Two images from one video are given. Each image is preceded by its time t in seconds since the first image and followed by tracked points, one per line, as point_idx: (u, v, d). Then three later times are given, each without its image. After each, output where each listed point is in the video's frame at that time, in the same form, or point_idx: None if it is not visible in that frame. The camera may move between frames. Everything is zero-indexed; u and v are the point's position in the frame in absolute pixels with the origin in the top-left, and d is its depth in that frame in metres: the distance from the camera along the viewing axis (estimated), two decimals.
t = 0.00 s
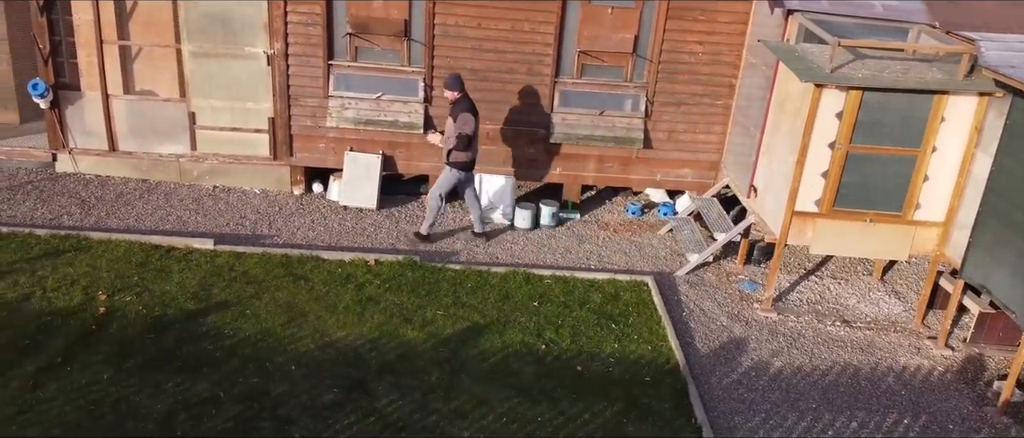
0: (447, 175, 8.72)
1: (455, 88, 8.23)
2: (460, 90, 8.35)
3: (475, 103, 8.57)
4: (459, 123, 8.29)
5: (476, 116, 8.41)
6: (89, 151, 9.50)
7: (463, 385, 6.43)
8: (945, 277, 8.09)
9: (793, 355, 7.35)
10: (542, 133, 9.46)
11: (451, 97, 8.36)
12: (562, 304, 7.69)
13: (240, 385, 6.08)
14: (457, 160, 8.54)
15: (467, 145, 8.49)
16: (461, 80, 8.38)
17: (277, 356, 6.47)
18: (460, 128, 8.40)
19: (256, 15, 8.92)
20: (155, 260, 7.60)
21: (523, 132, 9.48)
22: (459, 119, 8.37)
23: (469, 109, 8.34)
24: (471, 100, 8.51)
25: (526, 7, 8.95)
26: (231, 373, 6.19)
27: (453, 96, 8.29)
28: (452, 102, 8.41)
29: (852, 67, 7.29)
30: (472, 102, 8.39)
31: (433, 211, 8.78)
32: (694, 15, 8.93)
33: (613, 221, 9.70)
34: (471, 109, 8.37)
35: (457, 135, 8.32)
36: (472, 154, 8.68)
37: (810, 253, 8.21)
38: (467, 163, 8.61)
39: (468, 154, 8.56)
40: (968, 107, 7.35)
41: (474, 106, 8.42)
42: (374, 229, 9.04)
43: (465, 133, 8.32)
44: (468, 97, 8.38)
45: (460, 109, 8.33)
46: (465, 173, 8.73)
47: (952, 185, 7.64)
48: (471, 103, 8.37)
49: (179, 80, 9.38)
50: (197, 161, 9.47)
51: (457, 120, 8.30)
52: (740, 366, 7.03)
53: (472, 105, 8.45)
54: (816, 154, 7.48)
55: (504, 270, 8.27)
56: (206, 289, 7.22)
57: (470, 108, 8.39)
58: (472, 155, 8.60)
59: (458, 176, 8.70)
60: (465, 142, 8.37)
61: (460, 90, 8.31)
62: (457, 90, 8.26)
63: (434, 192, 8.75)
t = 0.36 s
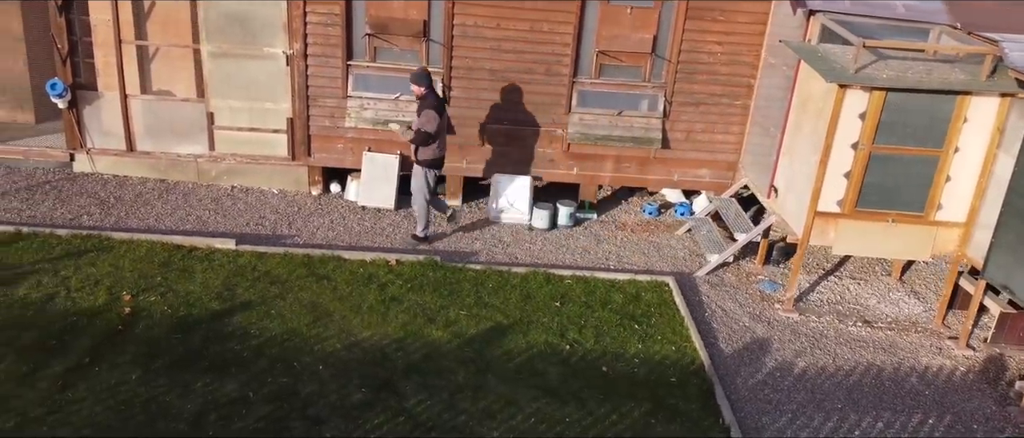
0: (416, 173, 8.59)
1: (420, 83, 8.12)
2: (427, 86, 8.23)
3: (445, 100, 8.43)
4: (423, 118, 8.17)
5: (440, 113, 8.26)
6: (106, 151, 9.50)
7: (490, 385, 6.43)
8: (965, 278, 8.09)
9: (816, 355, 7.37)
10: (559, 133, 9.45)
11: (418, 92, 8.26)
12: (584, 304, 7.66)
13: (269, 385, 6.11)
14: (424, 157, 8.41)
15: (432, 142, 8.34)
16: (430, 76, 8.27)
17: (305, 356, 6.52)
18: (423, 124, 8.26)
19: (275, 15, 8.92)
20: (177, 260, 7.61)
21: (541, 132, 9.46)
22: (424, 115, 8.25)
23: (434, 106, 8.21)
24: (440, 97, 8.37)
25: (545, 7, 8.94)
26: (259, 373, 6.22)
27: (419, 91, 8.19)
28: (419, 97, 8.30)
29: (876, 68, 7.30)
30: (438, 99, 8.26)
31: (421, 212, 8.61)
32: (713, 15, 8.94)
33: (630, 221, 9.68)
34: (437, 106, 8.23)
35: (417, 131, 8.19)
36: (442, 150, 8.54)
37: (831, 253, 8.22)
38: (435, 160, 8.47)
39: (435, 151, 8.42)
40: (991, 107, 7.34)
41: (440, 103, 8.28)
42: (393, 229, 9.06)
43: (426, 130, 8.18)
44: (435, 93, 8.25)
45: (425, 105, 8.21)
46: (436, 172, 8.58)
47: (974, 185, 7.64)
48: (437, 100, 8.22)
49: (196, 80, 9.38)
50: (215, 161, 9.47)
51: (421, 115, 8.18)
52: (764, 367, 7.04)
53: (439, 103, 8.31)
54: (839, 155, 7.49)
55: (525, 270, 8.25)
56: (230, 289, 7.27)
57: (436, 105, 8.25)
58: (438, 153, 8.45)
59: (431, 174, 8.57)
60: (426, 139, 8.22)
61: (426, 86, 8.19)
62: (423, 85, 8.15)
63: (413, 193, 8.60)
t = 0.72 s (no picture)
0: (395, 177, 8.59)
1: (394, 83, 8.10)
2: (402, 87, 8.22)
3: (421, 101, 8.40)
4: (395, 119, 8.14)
5: (414, 114, 8.23)
6: (126, 153, 9.50)
7: (518, 388, 6.42)
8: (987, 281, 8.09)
9: (841, 358, 7.38)
10: (578, 135, 9.46)
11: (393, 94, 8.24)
12: (607, 307, 7.64)
13: (299, 388, 6.13)
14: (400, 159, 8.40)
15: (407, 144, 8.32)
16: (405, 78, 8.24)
17: (333, 359, 6.56)
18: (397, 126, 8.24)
19: (296, 16, 8.93)
20: (201, 262, 7.64)
21: (560, 134, 9.46)
22: (397, 116, 8.23)
23: (407, 107, 8.17)
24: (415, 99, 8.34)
25: (565, 9, 8.94)
26: (288, 376, 6.25)
27: (394, 92, 8.17)
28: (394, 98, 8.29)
29: (900, 71, 7.30)
30: (413, 101, 8.22)
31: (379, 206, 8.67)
32: (733, 18, 8.94)
33: (648, 223, 9.66)
34: (411, 108, 8.20)
35: (390, 133, 8.16)
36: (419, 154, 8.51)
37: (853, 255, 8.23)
38: (412, 164, 8.44)
39: (412, 154, 8.40)
40: (1014, 111, 7.33)
41: (415, 105, 8.25)
42: (413, 232, 9.16)
43: (398, 131, 8.14)
44: (409, 95, 8.22)
45: (399, 106, 8.18)
46: (413, 176, 8.57)
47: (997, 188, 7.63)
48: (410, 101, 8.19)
49: (215, 82, 9.43)
50: (234, 163, 9.47)
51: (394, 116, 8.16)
52: (790, 370, 7.06)
53: (414, 105, 8.27)
54: (863, 158, 7.49)
55: (546, 273, 8.21)
56: (255, 292, 7.32)
57: (410, 107, 8.22)
58: (413, 156, 8.42)
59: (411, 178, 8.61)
60: (398, 140, 8.18)
61: (402, 87, 8.16)
62: (397, 86, 8.13)
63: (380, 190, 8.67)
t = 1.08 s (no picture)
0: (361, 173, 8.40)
1: (369, 81, 7.90)
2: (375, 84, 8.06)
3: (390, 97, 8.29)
4: (375, 116, 8.00)
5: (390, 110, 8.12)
6: (148, 157, 9.53)
7: (553, 394, 6.42)
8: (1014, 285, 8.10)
9: (871, 363, 7.40)
10: (601, 139, 9.44)
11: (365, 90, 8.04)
12: (636, 312, 7.64)
13: (335, 394, 6.16)
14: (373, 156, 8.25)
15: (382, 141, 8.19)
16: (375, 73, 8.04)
17: (368, 363, 6.58)
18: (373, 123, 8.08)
19: (321, 19, 8.94)
20: (230, 266, 7.71)
21: (583, 138, 9.45)
22: (373, 114, 8.07)
23: (383, 103, 8.05)
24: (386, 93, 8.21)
25: (589, 13, 8.92)
26: (325, 381, 6.28)
27: (367, 89, 7.98)
28: (367, 96, 8.12)
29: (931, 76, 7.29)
30: (386, 95, 8.10)
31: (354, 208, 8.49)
32: (758, 21, 8.94)
33: (670, 226, 9.66)
34: (386, 104, 8.09)
35: (371, 131, 8.01)
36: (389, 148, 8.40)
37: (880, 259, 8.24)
38: (384, 159, 8.33)
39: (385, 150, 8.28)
40: None
41: (388, 99, 8.13)
42: (438, 235, 9.21)
43: (379, 128, 8.02)
44: (382, 90, 8.08)
45: (374, 103, 8.03)
46: (380, 171, 8.41)
47: None
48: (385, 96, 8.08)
49: (237, 86, 9.40)
50: (258, 166, 9.51)
51: (371, 114, 8.00)
52: (822, 375, 7.09)
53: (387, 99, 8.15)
54: (893, 163, 7.50)
55: (573, 276, 8.19)
56: (286, 297, 7.38)
57: (385, 102, 8.09)
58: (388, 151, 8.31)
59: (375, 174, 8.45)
60: (379, 137, 8.06)
61: (375, 83, 7.97)
62: (372, 83, 7.97)
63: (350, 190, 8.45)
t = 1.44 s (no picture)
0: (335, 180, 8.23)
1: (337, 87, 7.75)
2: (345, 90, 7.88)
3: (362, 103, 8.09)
4: (343, 124, 7.80)
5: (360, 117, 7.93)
6: (173, 161, 9.53)
7: (591, 401, 6.42)
8: None
9: (903, 368, 7.42)
10: (626, 143, 9.44)
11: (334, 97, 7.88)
12: (668, 317, 7.64)
13: (375, 400, 6.18)
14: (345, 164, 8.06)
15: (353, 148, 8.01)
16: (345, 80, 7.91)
17: (405, 369, 6.60)
18: (342, 131, 7.89)
19: (348, 24, 9.03)
20: (262, 271, 7.76)
21: (608, 142, 9.45)
22: (343, 121, 7.89)
23: (353, 111, 7.86)
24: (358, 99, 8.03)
25: (616, 17, 8.91)
26: (364, 387, 6.31)
27: (337, 96, 7.82)
28: (336, 102, 7.93)
29: (963, 82, 7.30)
30: (357, 103, 7.92)
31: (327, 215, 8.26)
32: (784, 26, 8.96)
33: (695, 231, 9.65)
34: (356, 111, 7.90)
35: (340, 140, 7.82)
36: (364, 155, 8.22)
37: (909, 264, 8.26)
38: (357, 166, 8.16)
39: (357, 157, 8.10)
40: None
41: (360, 107, 7.95)
42: (463, 239, 9.22)
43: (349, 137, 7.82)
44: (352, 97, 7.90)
45: (344, 111, 7.84)
46: (352, 179, 8.23)
47: None
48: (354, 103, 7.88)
49: (261, 90, 9.42)
50: (283, 170, 9.52)
51: (340, 121, 7.81)
52: (856, 381, 7.12)
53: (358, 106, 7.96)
54: (924, 168, 7.50)
55: (602, 281, 8.16)
56: (319, 302, 7.42)
57: (355, 110, 7.90)
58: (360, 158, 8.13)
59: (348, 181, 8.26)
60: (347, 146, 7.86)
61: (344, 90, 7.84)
62: (340, 89, 7.79)
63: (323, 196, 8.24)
